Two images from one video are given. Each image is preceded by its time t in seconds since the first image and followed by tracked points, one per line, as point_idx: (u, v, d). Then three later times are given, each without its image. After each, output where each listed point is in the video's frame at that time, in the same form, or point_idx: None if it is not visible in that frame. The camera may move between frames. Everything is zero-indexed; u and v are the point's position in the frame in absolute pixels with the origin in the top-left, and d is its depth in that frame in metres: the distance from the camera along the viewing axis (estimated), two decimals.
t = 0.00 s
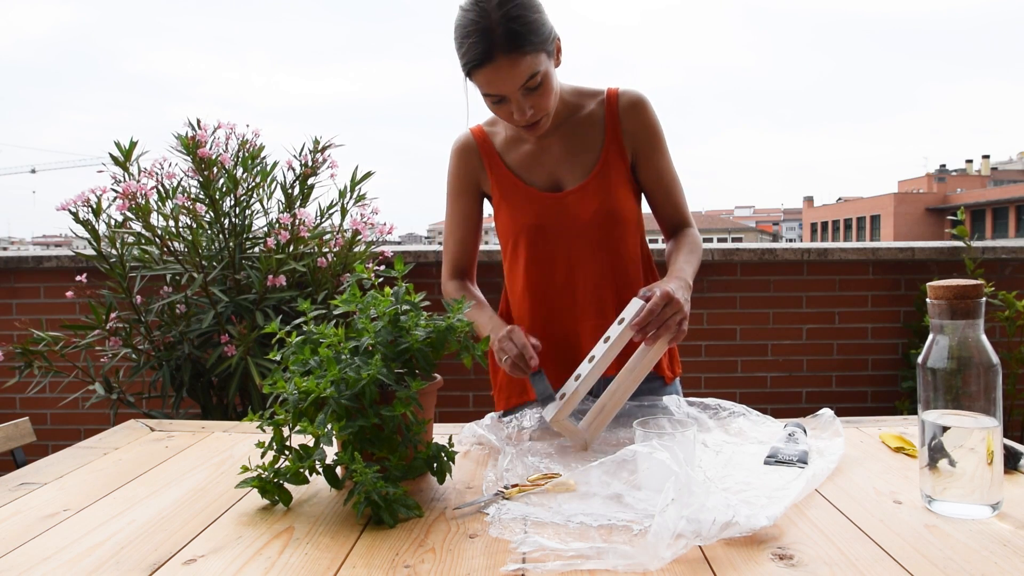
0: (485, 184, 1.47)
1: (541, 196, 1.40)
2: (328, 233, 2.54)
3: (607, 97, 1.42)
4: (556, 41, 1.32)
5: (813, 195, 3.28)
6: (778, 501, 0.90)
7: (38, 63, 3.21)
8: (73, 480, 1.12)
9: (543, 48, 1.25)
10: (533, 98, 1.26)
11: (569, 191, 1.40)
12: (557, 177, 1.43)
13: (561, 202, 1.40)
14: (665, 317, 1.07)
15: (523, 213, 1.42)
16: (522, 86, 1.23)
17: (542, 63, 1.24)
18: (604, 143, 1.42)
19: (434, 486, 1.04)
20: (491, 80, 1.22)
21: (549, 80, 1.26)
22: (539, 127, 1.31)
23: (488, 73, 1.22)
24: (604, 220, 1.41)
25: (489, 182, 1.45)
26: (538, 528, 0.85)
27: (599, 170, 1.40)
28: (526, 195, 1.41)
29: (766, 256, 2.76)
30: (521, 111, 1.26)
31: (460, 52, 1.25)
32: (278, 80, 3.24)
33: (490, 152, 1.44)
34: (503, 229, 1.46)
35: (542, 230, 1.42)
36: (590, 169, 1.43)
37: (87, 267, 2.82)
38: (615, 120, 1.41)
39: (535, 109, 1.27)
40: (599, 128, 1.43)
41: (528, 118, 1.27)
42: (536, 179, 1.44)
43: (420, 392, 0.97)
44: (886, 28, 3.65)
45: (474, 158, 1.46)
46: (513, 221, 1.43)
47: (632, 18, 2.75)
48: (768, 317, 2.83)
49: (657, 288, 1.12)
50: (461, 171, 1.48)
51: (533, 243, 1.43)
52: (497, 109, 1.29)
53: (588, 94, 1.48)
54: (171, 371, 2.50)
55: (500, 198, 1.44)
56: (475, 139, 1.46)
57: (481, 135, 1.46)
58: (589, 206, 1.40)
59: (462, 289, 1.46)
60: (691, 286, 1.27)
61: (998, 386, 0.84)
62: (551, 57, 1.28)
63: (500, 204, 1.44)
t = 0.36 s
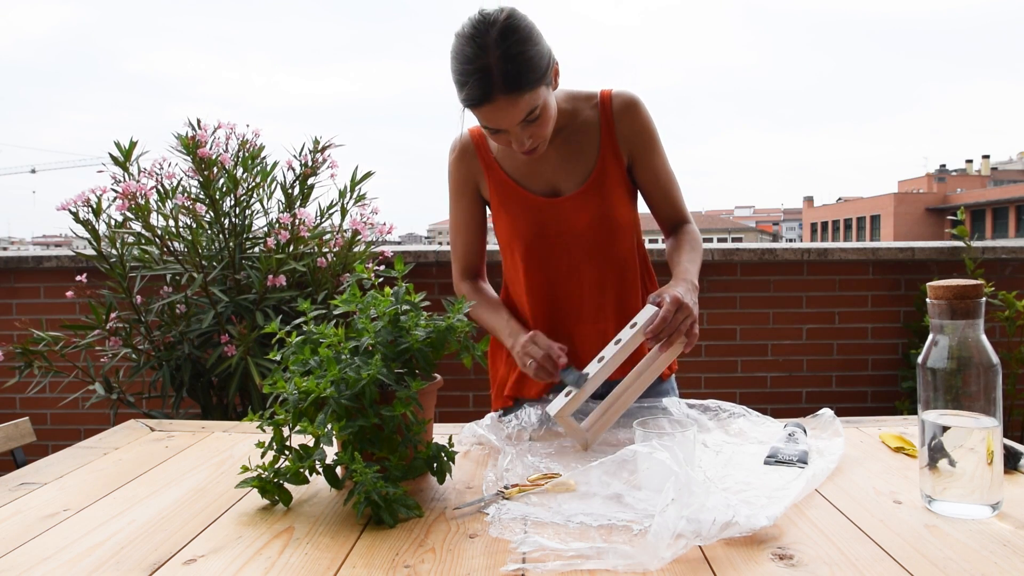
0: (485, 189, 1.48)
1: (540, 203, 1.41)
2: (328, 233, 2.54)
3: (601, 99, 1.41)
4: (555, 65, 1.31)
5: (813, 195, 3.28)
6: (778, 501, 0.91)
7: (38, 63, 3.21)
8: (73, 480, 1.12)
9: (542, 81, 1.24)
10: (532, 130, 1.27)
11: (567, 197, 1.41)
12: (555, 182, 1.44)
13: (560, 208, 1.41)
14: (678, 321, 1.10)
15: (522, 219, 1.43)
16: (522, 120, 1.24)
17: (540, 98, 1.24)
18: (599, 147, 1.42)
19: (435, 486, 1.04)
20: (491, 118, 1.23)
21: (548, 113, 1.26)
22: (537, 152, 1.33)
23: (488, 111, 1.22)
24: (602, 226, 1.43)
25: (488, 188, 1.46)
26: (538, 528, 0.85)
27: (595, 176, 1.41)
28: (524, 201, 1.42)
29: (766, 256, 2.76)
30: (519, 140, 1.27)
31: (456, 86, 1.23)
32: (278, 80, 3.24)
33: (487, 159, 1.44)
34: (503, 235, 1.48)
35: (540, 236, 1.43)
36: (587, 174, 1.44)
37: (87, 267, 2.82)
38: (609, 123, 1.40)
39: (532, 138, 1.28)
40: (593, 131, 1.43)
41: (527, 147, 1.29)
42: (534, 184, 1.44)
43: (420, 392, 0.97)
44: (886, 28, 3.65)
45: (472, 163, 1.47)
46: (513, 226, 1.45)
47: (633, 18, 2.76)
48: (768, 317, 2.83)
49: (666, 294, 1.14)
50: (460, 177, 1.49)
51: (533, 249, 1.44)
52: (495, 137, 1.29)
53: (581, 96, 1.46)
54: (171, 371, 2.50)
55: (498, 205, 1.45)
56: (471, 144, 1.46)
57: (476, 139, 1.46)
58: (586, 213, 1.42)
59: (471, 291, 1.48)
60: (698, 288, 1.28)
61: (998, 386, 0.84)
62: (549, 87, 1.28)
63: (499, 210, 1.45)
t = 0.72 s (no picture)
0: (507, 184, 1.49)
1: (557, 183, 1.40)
2: (327, 232, 2.54)
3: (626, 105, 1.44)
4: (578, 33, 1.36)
5: (813, 195, 3.28)
6: (778, 502, 0.90)
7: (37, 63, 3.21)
8: (73, 480, 1.12)
9: (565, 33, 1.29)
10: (550, 77, 1.30)
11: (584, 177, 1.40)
12: (574, 168, 1.43)
13: (576, 187, 1.39)
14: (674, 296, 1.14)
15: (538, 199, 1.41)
16: (538, 63, 1.27)
17: (559, 46, 1.27)
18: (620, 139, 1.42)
19: (434, 486, 1.04)
20: (510, 53, 1.27)
21: (566, 64, 1.30)
22: (552, 109, 1.34)
23: (507, 47, 1.27)
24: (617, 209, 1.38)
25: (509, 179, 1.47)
26: (539, 528, 0.85)
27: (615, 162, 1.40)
28: (542, 182, 1.42)
29: (766, 256, 2.76)
30: (536, 89, 1.31)
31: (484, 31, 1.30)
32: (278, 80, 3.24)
33: (512, 148, 1.47)
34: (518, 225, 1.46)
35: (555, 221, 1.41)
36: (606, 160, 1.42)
37: (87, 267, 2.82)
38: (632, 120, 1.42)
39: (549, 88, 1.31)
40: (615, 129, 1.44)
41: (542, 96, 1.31)
42: (553, 171, 1.44)
43: (420, 392, 0.98)
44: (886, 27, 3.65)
45: (497, 158, 1.49)
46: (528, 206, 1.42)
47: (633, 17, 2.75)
48: (768, 316, 2.83)
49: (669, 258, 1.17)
50: (487, 175, 1.51)
51: (548, 234, 1.42)
52: (515, 85, 1.33)
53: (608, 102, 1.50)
54: (171, 371, 2.49)
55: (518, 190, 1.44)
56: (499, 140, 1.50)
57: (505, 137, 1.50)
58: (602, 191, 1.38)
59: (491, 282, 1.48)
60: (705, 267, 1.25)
61: (998, 386, 0.84)
62: (572, 45, 1.32)
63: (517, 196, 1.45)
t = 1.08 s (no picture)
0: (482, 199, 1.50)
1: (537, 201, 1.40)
2: (327, 232, 2.54)
3: (590, 91, 1.42)
4: (502, 49, 1.34)
5: (813, 195, 3.28)
6: (778, 502, 0.90)
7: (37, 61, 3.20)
8: (73, 480, 1.12)
9: (479, 66, 1.28)
10: (480, 113, 1.31)
11: (563, 189, 1.40)
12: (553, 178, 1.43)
13: (557, 201, 1.40)
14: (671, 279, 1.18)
15: (520, 220, 1.42)
16: (460, 106, 1.29)
17: (477, 82, 1.28)
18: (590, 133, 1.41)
19: (433, 486, 1.04)
20: (434, 105, 1.30)
21: (491, 95, 1.30)
22: (497, 139, 1.36)
23: (427, 100, 1.29)
24: (595, 211, 1.39)
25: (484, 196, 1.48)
26: (539, 529, 0.85)
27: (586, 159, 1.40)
28: (521, 201, 1.42)
29: (766, 256, 2.76)
30: (471, 128, 1.33)
31: (404, 93, 1.34)
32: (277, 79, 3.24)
33: (482, 169, 1.47)
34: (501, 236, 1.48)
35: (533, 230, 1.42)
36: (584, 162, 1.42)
37: (87, 267, 2.82)
38: (600, 110, 1.40)
39: (483, 122, 1.32)
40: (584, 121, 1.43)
41: (481, 132, 1.33)
42: (532, 185, 1.44)
43: (420, 392, 0.98)
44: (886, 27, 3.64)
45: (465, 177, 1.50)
46: (512, 226, 1.44)
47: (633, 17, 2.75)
48: (768, 316, 2.83)
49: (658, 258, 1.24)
50: (457, 195, 1.52)
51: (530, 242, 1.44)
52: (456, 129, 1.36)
53: (568, 91, 1.48)
54: (171, 371, 2.49)
55: (498, 212, 1.45)
56: (465, 161, 1.50)
57: (472, 156, 1.49)
58: (583, 199, 1.39)
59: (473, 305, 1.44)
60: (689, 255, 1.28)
61: (998, 386, 0.84)
62: (493, 72, 1.31)
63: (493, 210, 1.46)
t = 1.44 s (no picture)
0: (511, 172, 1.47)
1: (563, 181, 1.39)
2: (327, 232, 2.54)
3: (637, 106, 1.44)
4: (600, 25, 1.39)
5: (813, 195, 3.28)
6: (777, 502, 0.90)
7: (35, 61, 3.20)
8: (73, 480, 1.12)
9: (594, 22, 1.30)
10: (577, 64, 1.30)
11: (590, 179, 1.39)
12: (579, 167, 1.43)
13: (582, 188, 1.39)
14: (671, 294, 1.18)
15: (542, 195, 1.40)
16: (568, 49, 1.27)
17: (590, 33, 1.28)
18: (627, 142, 1.43)
19: (433, 486, 1.04)
20: (544, 33, 1.26)
21: (593, 53, 1.31)
22: (575, 97, 1.35)
23: (541, 28, 1.26)
24: (617, 212, 1.38)
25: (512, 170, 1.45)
26: (539, 529, 0.85)
27: (620, 164, 1.40)
28: (547, 179, 1.40)
29: (766, 256, 2.76)
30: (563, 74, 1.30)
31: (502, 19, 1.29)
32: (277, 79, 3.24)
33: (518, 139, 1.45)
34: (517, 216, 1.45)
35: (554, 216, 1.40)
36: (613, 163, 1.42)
37: (87, 267, 2.82)
38: (642, 123, 1.43)
39: (577, 74, 1.31)
40: (623, 131, 1.44)
41: (569, 82, 1.31)
42: (558, 167, 1.43)
43: (420, 392, 0.98)
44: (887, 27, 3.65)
45: (502, 145, 1.47)
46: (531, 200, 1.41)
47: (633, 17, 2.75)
48: (768, 316, 2.83)
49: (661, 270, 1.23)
50: (490, 160, 1.49)
51: (548, 228, 1.42)
52: (540, 70, 1.32)
53: (618, 101, 1.50)
54: (171, 371, 2.49)
55: (521, 184, 1.43)
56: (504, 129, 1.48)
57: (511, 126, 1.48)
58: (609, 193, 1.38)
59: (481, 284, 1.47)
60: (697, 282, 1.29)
61: (998, 386, 0.84)
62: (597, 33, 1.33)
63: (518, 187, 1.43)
